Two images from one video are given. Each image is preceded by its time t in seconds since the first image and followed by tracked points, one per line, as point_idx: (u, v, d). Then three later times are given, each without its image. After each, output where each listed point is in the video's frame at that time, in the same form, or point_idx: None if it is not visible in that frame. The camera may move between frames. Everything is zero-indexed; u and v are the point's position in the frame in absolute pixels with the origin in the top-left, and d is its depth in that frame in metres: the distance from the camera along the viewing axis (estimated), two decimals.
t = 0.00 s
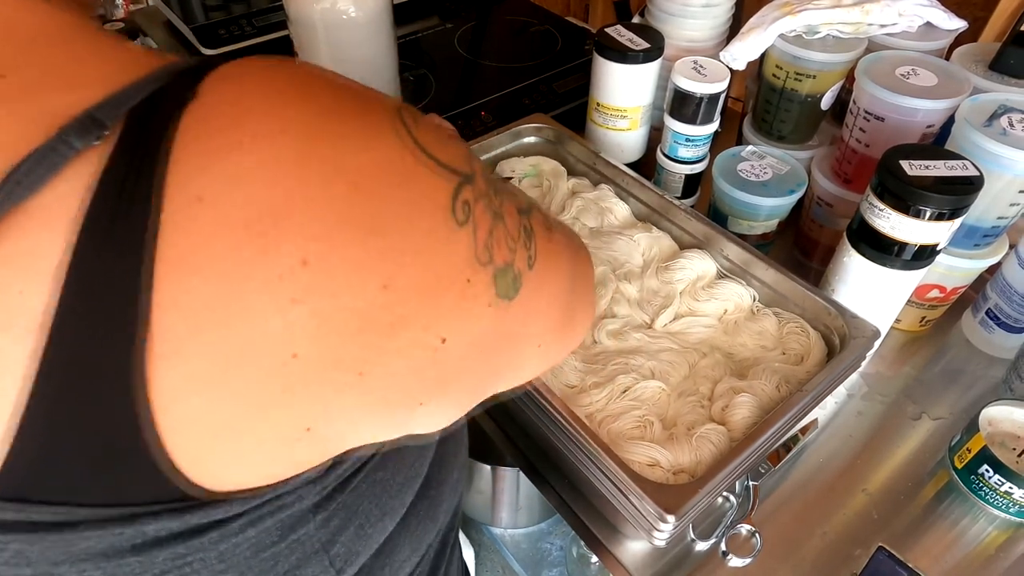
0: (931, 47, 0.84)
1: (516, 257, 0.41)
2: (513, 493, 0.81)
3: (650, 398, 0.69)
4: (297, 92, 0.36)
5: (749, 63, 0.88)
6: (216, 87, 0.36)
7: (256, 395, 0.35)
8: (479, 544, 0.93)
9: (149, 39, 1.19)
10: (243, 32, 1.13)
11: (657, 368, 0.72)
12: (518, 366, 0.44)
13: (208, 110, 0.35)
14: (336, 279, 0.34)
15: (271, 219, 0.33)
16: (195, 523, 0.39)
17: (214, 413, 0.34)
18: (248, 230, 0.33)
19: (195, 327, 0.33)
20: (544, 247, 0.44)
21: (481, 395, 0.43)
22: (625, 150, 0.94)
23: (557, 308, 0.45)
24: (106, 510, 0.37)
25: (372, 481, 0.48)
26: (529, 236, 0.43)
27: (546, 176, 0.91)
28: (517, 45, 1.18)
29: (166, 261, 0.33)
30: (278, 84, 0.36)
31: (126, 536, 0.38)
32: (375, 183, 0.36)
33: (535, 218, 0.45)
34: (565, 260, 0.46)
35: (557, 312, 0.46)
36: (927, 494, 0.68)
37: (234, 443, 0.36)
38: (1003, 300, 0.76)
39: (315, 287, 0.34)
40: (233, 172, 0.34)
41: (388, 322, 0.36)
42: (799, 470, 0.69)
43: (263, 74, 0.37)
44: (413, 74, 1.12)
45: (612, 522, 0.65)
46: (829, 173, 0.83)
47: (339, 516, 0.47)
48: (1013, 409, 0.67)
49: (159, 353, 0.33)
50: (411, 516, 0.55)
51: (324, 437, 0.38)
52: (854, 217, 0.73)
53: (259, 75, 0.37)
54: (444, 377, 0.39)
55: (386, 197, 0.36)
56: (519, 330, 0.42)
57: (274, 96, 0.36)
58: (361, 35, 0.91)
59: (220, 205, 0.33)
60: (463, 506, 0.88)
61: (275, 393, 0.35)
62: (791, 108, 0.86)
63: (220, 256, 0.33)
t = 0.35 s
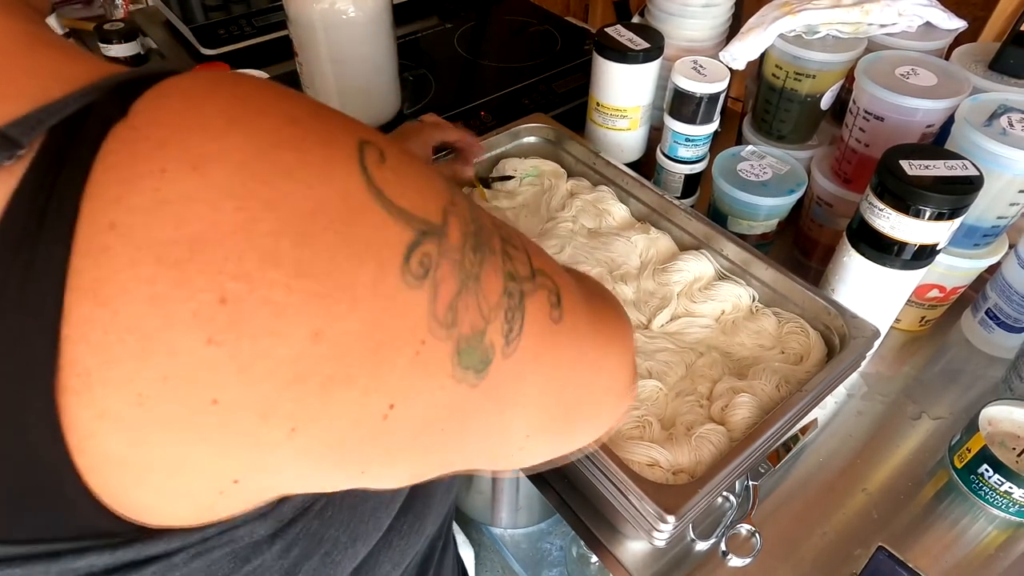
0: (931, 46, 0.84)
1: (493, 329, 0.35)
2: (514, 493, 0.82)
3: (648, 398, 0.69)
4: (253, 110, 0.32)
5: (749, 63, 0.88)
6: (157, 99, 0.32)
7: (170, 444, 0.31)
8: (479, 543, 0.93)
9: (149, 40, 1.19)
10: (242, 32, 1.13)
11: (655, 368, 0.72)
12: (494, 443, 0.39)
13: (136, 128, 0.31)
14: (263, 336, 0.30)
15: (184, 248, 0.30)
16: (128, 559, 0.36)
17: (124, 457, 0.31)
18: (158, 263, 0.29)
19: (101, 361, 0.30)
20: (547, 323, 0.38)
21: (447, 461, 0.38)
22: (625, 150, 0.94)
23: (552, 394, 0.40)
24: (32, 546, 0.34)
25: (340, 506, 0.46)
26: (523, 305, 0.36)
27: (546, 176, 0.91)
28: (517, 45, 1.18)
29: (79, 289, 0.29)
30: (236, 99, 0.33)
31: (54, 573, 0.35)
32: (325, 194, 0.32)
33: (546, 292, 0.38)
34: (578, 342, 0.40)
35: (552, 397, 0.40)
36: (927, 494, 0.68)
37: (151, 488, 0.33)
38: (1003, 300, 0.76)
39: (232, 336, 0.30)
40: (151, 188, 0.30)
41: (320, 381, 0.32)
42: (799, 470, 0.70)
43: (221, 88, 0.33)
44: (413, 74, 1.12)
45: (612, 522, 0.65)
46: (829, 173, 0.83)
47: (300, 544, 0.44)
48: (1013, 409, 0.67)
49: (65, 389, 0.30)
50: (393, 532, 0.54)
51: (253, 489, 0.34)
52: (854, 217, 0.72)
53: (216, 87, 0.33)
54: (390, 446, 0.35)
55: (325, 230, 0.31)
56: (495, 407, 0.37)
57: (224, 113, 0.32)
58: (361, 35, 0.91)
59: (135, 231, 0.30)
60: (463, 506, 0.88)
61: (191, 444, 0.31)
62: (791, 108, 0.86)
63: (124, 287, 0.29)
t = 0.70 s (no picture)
0: (931, 46, 0.84)
1: (494, 353, 0.36)
2: (513, 493, 0.81)
3: (648, 399, 0.69)
4: (266, 119, 0.32)
5: (749, 63, 0.88)
6: (170, 110, 0.31)
7: (192, 449, 0.31)
8: (479, 543, 0.93)
9: (149, 40, 1.19)
10: (242, 32, 1.13)
11: (655, 369, 0.72)
12: (489, 455, 0.40)
13: (158, 141, 0.30)
14: (281, 347, 0.31)
15: (211, 260, 0.29)
16: (158, 552, 0.35)
17: (148, 462, 0.31)
18: (186, 274, 0.29)
19: (127, 369, 0.29)
20: (548, 345, 0.38)
21: (447, 470, 0.39)
22: (625, 150, 0.94)
23: (554, 411, 0.40)
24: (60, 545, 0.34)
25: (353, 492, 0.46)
26: (524, 327, 0.37)
27: (546, 176, 0.91)
28: (516, 45, 1.18)
29: (108, 301, 0.29)
30: (248, 108, 0.32)
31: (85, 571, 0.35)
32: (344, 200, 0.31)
33: (549, 311, 0.38)
34: (580, 361, 0.40)
35: (551, 419, 0.40)
36: (927, 494, 0.68)
37: (173, 493, 0.33)
38: (1003, 300, 0.76)
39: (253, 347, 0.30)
40: (177, 198, 0.29)
41: (334, 390, 0.32)
42: (799, 470, 0.70)
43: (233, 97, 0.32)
44: (413, 74, 1.12)
45: (612, 522, 0.65)
46: (829, 173, 0.83)
47: (316, 532, 0.43)
48: (1013, 409, 0.67)
49: (95, 398, 0.30)
50: (396, 520, 0.53)
51: (269, 491, 0.35)
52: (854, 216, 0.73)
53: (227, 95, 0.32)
54: (395, 454, 0.35)
55: (342, 239, 0.31)
56: (491, 425, 0.38)
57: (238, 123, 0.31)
58: (361, 35, 0.91)
59: (164, 243, 0.29)
60: (462, 506, 0.88)
61: (212, 449, 0.32)
62: (791, 108, 0.86)
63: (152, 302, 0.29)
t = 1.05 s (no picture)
0: (931, 46, 0.84)
1: (498, 368, 0.36)
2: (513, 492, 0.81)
3: (648, 399, 0.69)
4: (273, 132, 0.32)
5: (749, 63, 0.88)
6: (181, 125, 0.31)
7: (198, 466, 0.31)
8: (479, 543, 0.93)
9: (149, 40, 1.19)
10: (242, 32, 1.13)
11: (654, 370, 0.72)
12: (490, 470, 0.40)
13: (167, 154, 0.30)
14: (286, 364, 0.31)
15: (217, 276, 0.29)
16: (161, 566, 0.35)
17: (155, 479, 0.31)
18: (192, 290, 0.29)
19: (132, 383, 0.29)
20: (551, 356, 0.38)
21: (449, 485, 0.39)
22: (625, 150, 0.94)
23: (555, 426, 0.40)
24: (68, 558, 0.34)
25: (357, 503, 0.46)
26: (529, 339, 0.37)
27: (546, 176, 0.91)
28: (517, 45, 1.18)
29: (113, 315, 0.29)
30: (255, 122, 0.32)
31: None
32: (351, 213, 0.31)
33: (553, 323, 0.39)
34: (581, 373, 0.40)
35: (552, 432, 0.40)
36: (927, 493, 0.68)
37: (179, 509, 0.33)
38: (1003, 300, 0.76)
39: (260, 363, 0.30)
40: (184, 217, 0.29)
41: (340, 406, 0.32)
42: (799, 470, 0.70)
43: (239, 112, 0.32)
44: (413, 74, 1.12)
45: (612, 522, 0.65)
46: (829, 173, 0.83)
47: (320, 543, 0.43)
48: (1013, 409, 0.67)
49: (100, 414, 0.30)
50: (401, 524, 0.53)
51: (275, 507, 0.35)
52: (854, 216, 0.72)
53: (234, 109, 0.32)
54: (401, 469, 0.35)
55: (348, 254, 0.31)
56: (494, 440, 0.38)
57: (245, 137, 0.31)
58: (361, 36, 0.91)
59: (171, 259, 0.29)
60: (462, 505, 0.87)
61: (216, 465, 0.31)
62: (791, 108, 0.86)
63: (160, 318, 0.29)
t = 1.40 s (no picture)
0: (931, 46, 0.84)
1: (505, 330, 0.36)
2: (513, 493, 0.81)
3: (647, 400, 0.69)
4: (282, 120, 0.32)
5: (749, 63, 0.88)
6: (189, 116, 0.31)
7: (215, 442, 0.31)
8: (479, 543, 0.94)
9: (149, 39, 1.19)
10: (242, 32, 1.13)
11: (654, 370, 0.72)
12: (498, 441, 0.40)
13: (176, 143, 0.30)
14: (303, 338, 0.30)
15: (232, 257, 0.29)
16: (177, 549, 0.35)
17: (173, 456, 0.31)
18: (208, 271, 0.29)
19: (153, 362, 0.29)
20: (549, 324, 0.39)
21: (459, 456, 0.39)
22: (625, 150, 0.94)
23: (556, 393, 0.40)
24: (82, 542, 0.33)
25: (362, 490, 0.46)
26: (528, 306, 0.38)
27: (546, 176, 0.91)
28: (517, 45, 1.18)
29: (130, 296, 0.29)
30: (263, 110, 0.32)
31: (105, 567, 0.34)
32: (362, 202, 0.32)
33: (546, 291, 0.39)
34: (577, 344, 0.41)
35: (556, 397, 0.40)
36: (927, 493, 0.68)
37: (197, 486, 0.32)
38: (1003, 300, 0.76)
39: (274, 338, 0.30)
40: (198, 199, 0.29)
41: (353, 376, 0.32)
42: (799, 470, 0.70)
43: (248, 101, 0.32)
44: (413, 74, 1.12)
45: (612, 522, 0.65)
46: (829, 173, 0.83)
47: (328, 529, 0.43)
48: (1013, 409, 0.67)
49: (119, 393, 0.29)
50: (404, 515, 0.53)
51: (291, 483, 0.34)
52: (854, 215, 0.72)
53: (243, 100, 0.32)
54: (417, 439, 0.35)
55: (358, 230, 0.31)
56: (504, 407, 0.38)
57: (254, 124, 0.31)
58: (360, 35, 0.91)
59: (186, 240, 0.29)
60: (462, 505, 0.88)
61: (233, 441, 0.31)
62: (791, 108, 0.86)
63: (179, 295, 0.29)
